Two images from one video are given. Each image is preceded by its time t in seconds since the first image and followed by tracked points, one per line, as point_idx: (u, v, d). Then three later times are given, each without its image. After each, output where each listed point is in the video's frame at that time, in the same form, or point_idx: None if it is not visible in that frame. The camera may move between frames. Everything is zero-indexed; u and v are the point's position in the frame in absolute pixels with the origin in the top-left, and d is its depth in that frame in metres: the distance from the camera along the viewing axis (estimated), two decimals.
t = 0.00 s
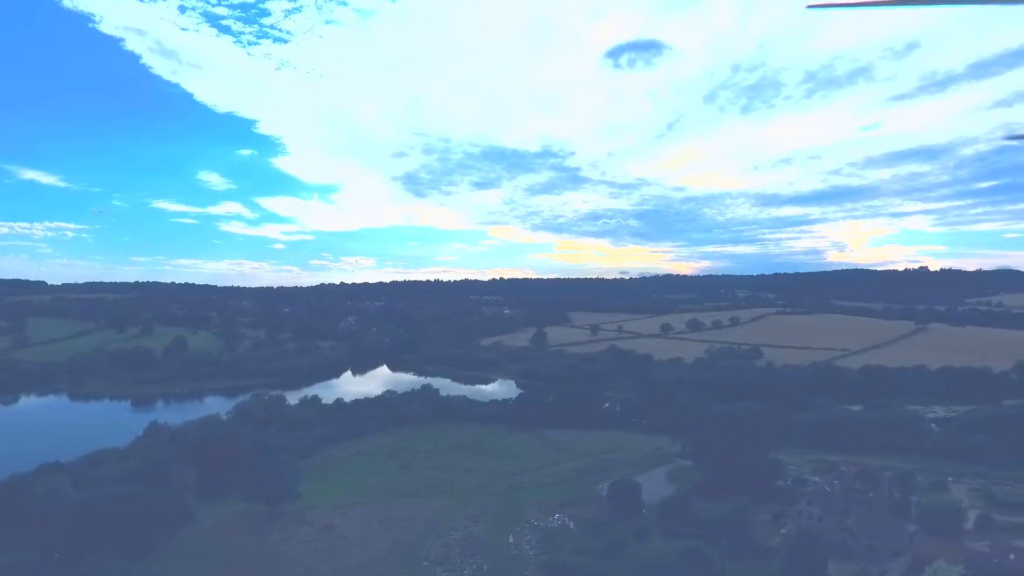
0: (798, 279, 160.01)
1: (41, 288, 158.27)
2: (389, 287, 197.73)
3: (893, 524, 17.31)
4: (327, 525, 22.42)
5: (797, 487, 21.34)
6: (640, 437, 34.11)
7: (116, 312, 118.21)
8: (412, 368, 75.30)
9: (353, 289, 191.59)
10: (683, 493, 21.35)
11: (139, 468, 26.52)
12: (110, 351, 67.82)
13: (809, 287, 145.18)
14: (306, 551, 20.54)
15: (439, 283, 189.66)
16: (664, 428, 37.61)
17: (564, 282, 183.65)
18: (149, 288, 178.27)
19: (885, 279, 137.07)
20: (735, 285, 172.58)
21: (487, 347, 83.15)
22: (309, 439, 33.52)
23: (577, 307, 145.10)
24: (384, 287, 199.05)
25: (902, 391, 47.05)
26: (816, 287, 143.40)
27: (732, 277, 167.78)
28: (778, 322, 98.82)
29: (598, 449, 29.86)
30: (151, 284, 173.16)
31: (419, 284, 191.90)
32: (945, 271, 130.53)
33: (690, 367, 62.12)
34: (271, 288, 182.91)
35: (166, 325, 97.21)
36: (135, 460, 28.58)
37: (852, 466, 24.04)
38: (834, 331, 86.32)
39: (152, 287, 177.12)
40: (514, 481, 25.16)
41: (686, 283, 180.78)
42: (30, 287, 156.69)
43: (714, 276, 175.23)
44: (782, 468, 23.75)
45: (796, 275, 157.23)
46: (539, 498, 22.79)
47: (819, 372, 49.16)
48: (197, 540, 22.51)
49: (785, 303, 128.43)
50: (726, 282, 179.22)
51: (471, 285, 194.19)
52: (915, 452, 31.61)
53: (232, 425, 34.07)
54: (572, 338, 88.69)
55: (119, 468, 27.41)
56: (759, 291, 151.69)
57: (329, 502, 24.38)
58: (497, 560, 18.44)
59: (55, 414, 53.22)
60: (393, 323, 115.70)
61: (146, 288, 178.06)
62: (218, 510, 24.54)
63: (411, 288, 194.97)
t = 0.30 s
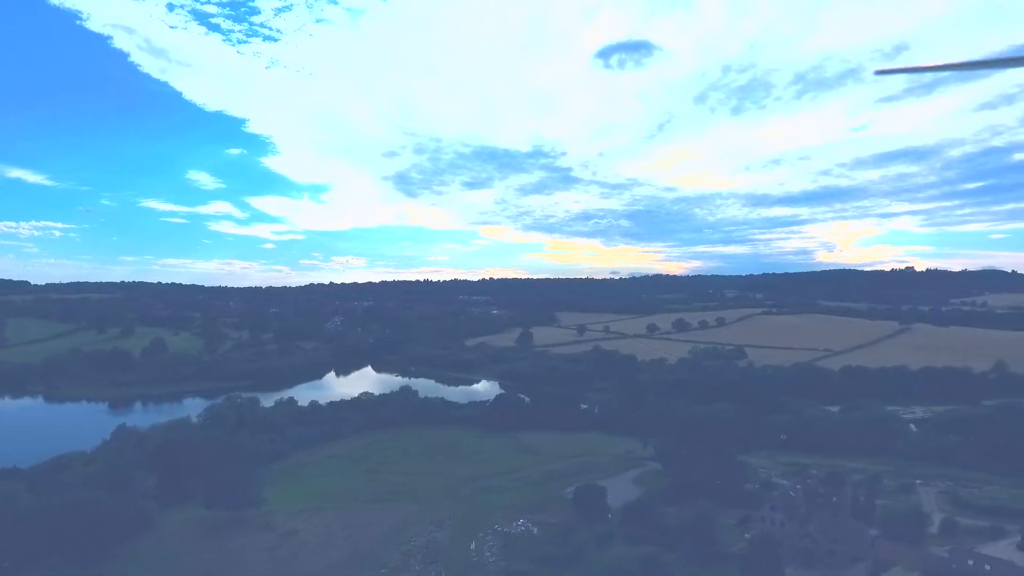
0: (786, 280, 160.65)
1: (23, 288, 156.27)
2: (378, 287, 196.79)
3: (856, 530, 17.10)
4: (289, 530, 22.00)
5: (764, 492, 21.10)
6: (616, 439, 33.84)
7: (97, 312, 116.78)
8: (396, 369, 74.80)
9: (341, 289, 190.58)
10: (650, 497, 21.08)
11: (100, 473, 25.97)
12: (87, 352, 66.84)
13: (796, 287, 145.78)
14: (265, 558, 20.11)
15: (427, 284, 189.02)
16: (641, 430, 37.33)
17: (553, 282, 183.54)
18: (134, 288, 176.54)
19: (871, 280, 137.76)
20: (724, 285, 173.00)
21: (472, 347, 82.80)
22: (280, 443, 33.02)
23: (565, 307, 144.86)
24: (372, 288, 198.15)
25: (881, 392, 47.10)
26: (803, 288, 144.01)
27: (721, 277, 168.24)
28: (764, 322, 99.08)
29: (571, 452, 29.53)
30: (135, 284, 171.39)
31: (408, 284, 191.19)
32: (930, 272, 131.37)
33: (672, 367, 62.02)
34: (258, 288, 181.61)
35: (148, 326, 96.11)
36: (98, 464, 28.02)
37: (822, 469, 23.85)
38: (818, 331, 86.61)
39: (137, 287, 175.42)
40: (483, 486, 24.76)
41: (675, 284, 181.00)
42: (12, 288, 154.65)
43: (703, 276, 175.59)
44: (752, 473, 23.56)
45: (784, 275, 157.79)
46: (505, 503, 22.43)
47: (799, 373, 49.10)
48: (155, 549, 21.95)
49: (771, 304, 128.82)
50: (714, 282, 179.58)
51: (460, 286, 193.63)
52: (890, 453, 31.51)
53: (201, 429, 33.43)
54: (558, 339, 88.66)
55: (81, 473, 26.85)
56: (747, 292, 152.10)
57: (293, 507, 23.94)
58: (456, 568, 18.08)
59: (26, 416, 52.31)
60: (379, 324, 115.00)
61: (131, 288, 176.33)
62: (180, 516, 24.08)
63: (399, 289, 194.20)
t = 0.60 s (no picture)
0: (773, 280, 161.25)
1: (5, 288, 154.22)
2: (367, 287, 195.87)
3: (818, 536, 16.89)
4: (249, 536, 21.55)
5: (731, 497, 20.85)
6: (592, 441, 33.53)
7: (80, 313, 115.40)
8: (379, 370, 74.21)
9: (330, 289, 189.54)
10: (616, 502, 20.79)
11: (60, 477, 25.39)
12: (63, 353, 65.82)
13: (784, 287, 146.32)
14: (223, 565, 19.67)
15: (416, 284, 188.27)
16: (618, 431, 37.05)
17: (542, 282, 183.33)
18: (120, 288, 174.73)
19: (857, 280, 138.47)
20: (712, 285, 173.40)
21: (456, 347, 83.33)
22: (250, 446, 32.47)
23: (554, 307, 144.69)
24: (361, 287, 197.22)
25: (862, 393, 47.13)
26: (791, 288, 144.64)
27: (709, 277, 168.62)
28: (750, 322, 99.45)
29: (544, 455, 29.21)
30: (121, 284, 169.60)
31: (397, 284, 190.46)
32: (916, 272, 132.19)
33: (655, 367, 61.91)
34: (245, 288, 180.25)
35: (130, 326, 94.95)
36: (60, 469, 27.39)
37: (792, 472, 23.67)
38: (803, 331, 86.95)
39: (123, 287, 173.65)
40: (450, 489, 24.39)
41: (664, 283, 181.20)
42: None
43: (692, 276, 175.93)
44: (720, 477, 23.37)
45: (772, 275, 158.33)
46: (471, 507, 22.07)
47: (780, 373, 49.08)
48: (111, 554, 21.43)
49: (759, 304, 129.18)
50: (703, 282, 179.81)
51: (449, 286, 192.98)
52: (866, 454, 31.37)
53: (169, 433, 32.75)
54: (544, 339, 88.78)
55: (41, 478, 26.23)
56: (735, 292, 152.49)
57: (256, 512, 23.49)
58: None
59: None
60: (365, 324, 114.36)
61: (116, 288, 174.47)
62: (140, 522, 23.56)
63: (388, 288, 193.33)
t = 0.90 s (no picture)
0: (759, 280, 161.87)
1: None
2: (354, 287, 194.80)
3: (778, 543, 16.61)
4: (204, 544, 21.01)
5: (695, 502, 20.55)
6: (565, 444, 33.17)
7: (59, 313, 113.71)
8: (361, 371, 73.48)
9: (316, 290, 188.20)
10: (579, 507, 20.43)
11: (13, 484, 24.68)
12: (35, 355, 64.54)
13: (771, 287, 146.84)
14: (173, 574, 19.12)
15: (403, 284, 187.32)
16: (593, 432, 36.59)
17: (530, 283, 183.06)
18: (102, 288, 172.76)
19: (842, 279, 139.25)
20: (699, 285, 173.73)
21: (438, 347, 83.39)
22: (216, 451, 31.78)
23: (540, 307, 144.48)
24: (348, 287, 196.12)
25: (840, 394, 47.08)
26: (777, 287, 145.30)
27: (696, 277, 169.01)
28: (734, 322, 99.65)
29: (513, 457, 28.81)
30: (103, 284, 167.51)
31: (384, 284, 189.52)
32: (899, 273, 133.09)
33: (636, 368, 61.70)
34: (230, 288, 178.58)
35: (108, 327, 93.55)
36: (14, 476, 26.63)
37: (759, 476, 23.39)
38: (786, 331, 87.16)
39: (105, 287, 171.62)
40: (414, 495, 23.95)
41: (652, 283, 181.32)
42: None
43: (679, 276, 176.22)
44: (686, 481, 23.09)
45: (758, 275, 158.89)
46: (432, 513, 21.64)
47: (759, 374, 48.96)
48: (60, 563, 20.81)
49: (745, 303, 129.53)
50: (690, 282, 180.03)
51: (437, 286, 192.16)
52: (839, 456, 31.24)
53: (132, 439, 32.02)
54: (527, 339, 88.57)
55: None
56: (721, 292, 152.94)
57: (214, 520, 22.95)
58: None
59: None
60: (349, 324, 113.48)
61: (98, 288, 172.36)
62: (95, 531, 22.96)
63: (375, 288, 192.30)
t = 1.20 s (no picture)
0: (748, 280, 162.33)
1: None
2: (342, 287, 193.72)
3: (738, 549, 16.40)
4: (161, 551, 20.56)
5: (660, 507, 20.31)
6: (540, 446, 32.83)
7: (40, 313, 112.19)
8: (344, 372, 72.83)
9: (305, 290, 186.97)
10: (543, 513, 20.13)
11: None
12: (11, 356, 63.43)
13: (759, 287, 147.35)
14: None
15: (392, 284, 186.49)
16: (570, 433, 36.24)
17: (520, 283, 182.70)
18: (87, 288, 170.84)
19: (830, 279, 139.90)
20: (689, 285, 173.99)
21: (424, 347, 83.01)
22: (184, 455, 31.21)
23: (529, 308, 144.19)
24: (337, 287, 195.11)
25: (820, 395, 47.09)
26: (765, 288, 145.79)
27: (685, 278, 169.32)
28: (721, 322, 99.81)
29: (485, 461, 28.48)
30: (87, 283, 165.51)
31: (373, 284, 188.65)
32: (886, 274, 133.80)
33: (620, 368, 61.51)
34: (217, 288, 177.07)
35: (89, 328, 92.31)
36: None
37: (728, 479, 23.19)
38: (772, 331, 87.33)
39: (90, 287, 169.63)
40: (379, 500, 23.57)
41: (641, 283, 181.45)
42: None
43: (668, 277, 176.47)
44: (655, 485, 22.86)
45: (747, 276, 159.35)
46: (395, 519, 21.27)
47: (740, 375, 48.88)
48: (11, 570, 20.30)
49: (733, 304, 129.81)
50: (680, 282, 180.29)
51: (426, 286, 191.41)
52: (815, 458, 31.09)
53: (98, 443, 31.35)
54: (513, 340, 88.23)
55: None
56: (710, 292, 153.21)
57: (174, 527, 22.49)
58: None
59: None
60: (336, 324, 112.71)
61: (83, 288, 170.44)
62: (52, 538, 22.46)
63: (364, 288, 191.31)
